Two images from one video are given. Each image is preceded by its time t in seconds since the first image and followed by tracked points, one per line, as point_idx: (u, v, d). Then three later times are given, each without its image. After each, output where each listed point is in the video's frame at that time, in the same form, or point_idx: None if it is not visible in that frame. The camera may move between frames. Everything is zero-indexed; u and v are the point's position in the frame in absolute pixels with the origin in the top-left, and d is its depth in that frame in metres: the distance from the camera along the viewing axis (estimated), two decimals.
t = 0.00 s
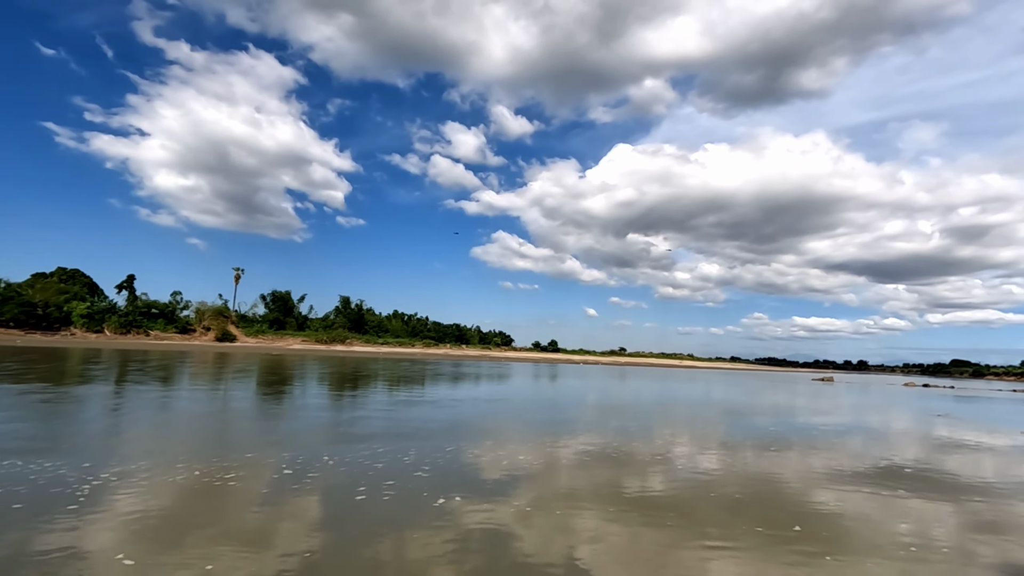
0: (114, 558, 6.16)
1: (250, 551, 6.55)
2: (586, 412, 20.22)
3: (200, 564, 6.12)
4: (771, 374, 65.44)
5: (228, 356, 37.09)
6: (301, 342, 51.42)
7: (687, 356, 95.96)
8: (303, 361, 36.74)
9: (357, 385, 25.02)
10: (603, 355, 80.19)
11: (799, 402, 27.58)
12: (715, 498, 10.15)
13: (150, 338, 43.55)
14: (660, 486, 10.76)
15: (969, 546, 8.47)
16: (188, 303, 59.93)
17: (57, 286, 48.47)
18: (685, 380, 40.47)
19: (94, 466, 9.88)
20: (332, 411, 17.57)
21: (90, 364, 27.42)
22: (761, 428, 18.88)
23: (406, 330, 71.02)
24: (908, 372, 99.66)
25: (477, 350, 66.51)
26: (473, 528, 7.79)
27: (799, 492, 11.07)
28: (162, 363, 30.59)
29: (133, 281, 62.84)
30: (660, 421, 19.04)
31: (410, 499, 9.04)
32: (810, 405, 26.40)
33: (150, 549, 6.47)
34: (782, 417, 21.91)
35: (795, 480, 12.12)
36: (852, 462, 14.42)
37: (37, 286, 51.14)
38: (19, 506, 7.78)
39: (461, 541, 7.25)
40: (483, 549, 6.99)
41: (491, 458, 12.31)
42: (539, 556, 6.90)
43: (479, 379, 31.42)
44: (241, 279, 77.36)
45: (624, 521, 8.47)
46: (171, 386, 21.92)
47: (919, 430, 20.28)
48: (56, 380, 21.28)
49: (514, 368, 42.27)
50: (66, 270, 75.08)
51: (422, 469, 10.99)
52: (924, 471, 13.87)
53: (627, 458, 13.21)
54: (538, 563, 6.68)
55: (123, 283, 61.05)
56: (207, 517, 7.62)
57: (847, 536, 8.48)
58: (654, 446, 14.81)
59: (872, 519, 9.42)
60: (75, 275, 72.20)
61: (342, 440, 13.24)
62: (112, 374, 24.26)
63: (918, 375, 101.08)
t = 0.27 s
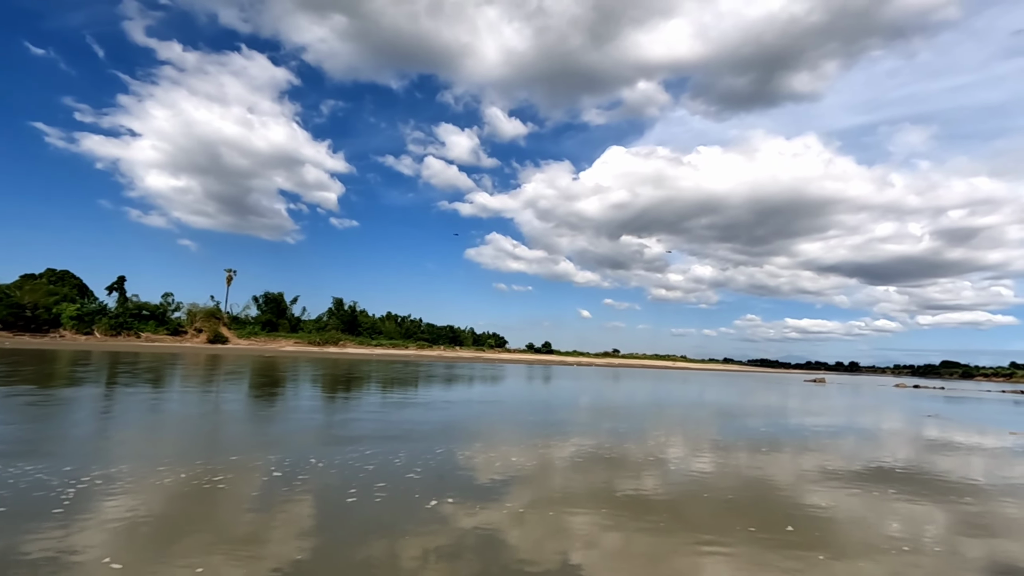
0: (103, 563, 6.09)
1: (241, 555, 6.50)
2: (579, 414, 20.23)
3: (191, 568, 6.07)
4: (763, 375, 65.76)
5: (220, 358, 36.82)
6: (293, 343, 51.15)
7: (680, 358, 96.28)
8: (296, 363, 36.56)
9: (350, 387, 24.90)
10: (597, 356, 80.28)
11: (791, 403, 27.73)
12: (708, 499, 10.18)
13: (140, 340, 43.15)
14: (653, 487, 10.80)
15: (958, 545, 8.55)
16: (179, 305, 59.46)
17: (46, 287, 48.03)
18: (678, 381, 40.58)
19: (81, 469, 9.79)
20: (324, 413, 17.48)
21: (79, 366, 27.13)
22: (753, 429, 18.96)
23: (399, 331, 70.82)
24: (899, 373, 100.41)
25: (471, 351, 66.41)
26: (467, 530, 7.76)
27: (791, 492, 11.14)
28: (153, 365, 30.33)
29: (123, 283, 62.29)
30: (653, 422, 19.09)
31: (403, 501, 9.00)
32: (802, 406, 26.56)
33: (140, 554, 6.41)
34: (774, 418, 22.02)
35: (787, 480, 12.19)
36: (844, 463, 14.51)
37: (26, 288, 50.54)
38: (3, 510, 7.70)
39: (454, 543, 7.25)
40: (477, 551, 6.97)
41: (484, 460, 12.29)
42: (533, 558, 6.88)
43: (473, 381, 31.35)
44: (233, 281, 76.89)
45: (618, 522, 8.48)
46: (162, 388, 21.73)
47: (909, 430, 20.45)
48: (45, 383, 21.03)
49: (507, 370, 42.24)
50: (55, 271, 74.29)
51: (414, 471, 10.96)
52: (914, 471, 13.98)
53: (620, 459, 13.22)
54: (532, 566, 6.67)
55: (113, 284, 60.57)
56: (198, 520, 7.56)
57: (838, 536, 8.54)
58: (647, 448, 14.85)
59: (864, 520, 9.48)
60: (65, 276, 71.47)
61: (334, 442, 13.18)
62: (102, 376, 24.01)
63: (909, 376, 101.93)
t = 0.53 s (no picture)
0: (94, 568, 6.02)
1: (233, 558, 6.45)
2: (574, 415, 20.24)
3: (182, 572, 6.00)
4: (757, 377, 66.00)
5: (212, 360, 36.57)
6: (286, 345, 50.91)
7: (674, 360, 96.61)
8: (289, 365, 36.38)
9: (344, 389, 24.81)
10: (591, 358, 80.40)
11: (784, 405, 27.84)
12: (701, 501, 10.20)
13: (132, 342, 42.83)
14: (647, 489, 10.79)
15: (950, 546, 8.58)
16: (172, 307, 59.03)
17: (36, 288, 47.63)
18: (672, 383, 40.67)
19: (69, 473, 9.68)
20: (317, 415, 17.40)
21: (69, 368, 26.85)
22: (746, 431, 19.02)
23: (393, 333, 70.63)
24: (891, 375, 101.11)
25: (465, 353, 66.28)
26: (461, 532, 7.75)
27: (785, 493, 11.15)
28: (144, 367, 30.08)
29: (115, 284, 61.84)
30: (647, 424, 19.12)
31: (396, 504, 8.95)
32: (795, 408, 26.68)
33: (132, 558, 6.34)
34: (767, 419, 22.10)
35: (780, 481, 12.21)
36: (836, 464, 14.58)
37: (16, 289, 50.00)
38: None
39: (447, 545, 7.21)
40: (470, 554, 6.96)
41: (479, 462, 12.26)
42: (527, 560, 6.87)
43: (467, 382, 31.30)
44: (226, 282, 76.55)
45: (611, 524, 8.49)
46: (153, 391, 21.56)
47: (902, 431, 20.56)
48: (34, 385, 20.80)
49: (502, 372, 42.21)
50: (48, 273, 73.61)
51: (407, 473, 10.92)
52: (906, 472, 14.04)
53: (614, 461, 13.24)
54: (525, 568, 6.66)
55: (105, 286, 60.12)
56: (190, 524, 7.50)
57: (831, 537, 8.55)
58: (641, 449, 14.85)
59: (856, 521, 9.53)
60: (56, 277, 70.92)
61: (327, 445, 13.11)
62: (92, 378, 23.78)
63: (901, 378, 102.63)
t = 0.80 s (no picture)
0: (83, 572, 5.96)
1: (225, 562, 6.40)
2: (568, 417, 20.25)
3: None
4: (750, 378, 66.28)
5: (205, 361, 36.34)
6: (280, 347, 50.68)
7: (668, 362, 96.87)
8: (282, 366, 36.22)
9: (337, 391, 24.73)
10: (585, 359, 80.51)
11: (776, 406, 27.99)
12: (694, 502, 10.23)
13: (124, 343, 42.51)
14: (640, 490, 10.81)
15: (941, 546, 8.65)
16: (164, 308, 58.62)
17: (27, 289, 47.19)
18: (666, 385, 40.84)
19: (59, 476, 9.60)
20: (310, 417, 17.34)
21: (60, 370, 26.61)
22: (739, 432, 19.10)
23: (387, 335, 70.48)
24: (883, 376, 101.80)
25: (459, 355, 66.21)
26: (455, 534, 7.74)
27: (777, 494, 11.21)
28: (136, 369, 29.85)
29: (106, 286, 61.35)
30: (641, 426, 19.16)
31: (389, 507, 8.92)
32: (788, 409, 26.84)
33: (122, 562, 6.28)
34: (760, 420, 22.20)
35: (773, 483, 12.27)
36: (828, 465, 14.66)
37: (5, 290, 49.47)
38: None
39: (440, 547, 7.20)
40: (463, 556, 6.94)
41: (472, 464, 12.24)
42: (521, 562, 6.86)
43: (461, 384, 31.29)
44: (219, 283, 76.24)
45: (605, 525, 8.50)
46: (145, 393, 21.42)
47: (893, 432, 20.70)
48: (23, 387, 20.58)
49: (496, 373, 42.19)
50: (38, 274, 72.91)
51: (400, 476, 10.89)
52: (897, 472, 14.14)
53: (608, 462, 13.26)
54: (519, 569, 6.66)
55: (96, 287, 59.71)
56: (182, 527, 7.44)
57: (824, 538, 8.60)
58: (635, 451, 14.87)
59: (848, 521, 9.58)
60: (46, 278, 70.23)
61: (320, 447, 13.06)
62: (83, 380, 23.57)
63: (893, 379, 103.21)
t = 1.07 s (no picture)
0: None
1: (217, 565, 6.35)
2: (562, 418, 20.25)
3: None
4: (744, 380, 66.53)
5: (198, 363, 36.11)
6: (274, 348, 50.45)
7: (663, 363, 97.11)
8: (275, 368, 36.03)
9: (332, 392, 24.63)
10: (580, 360, 80.60)
11: (770, 407, 28.11)
12: (689, 503, 10.24)
13: (116, 345, 42.20)
14: (635, 492, 10.81)
15: (933, 545, 8.70)
16: (156, 309, 58.23)
17: (18, 290, 46.77)
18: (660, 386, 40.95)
19: (50, 479, 9.51)
20: (303, 419, 17.26)
21: (51, 372, 26.37)
22: (733, 433, 19.15)
23: (382, 336, 70.32)
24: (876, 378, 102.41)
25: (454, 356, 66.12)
26: (450, 536, 7.71)
27: (772, 495, 11.24)
28: (128, 370, 29.63)
29: (98, 286, 60.89)
30: (635, 427, 19.18)
31: (383, 509, 8.88)
32: (781, 410, 26.97)
33: (113, 566, 6.22)
34: (753, 421, 22.28)
35: (767, 483, 12.29)
36: (822, 465, 14.72)
37: None
38: None
39: (435, 549, 7.17)
40: (458, 558, 6.91)
41: (467, 465, 12.22)
42: (517, 564, 6.85)
43: (455, 385, 31.25)
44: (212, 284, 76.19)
45: (599, 527, 8.49)
46: (137, 395, 21.26)
47: (885, 432, 20.82)
48: (13, 389, 20.37)
49: (490, 375, 42.14)
50: (28, 275, 72.23)
51: (393, 477, 10.85)
52: (890, 473, 14.22)
53: (602, 464, 13.26)
54: (514, 571, 6.64)
55: (88, 288, 59.19)
56: (174, 530, 7.39)
57: (818, 538, 8.63)
58: (629, 452, 14.86)
59: (841, 522, 9.62)
60: (37, 279, 69.62)
61: (313, 449, 13.00)
62: (74, 382, 23.37)
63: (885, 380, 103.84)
